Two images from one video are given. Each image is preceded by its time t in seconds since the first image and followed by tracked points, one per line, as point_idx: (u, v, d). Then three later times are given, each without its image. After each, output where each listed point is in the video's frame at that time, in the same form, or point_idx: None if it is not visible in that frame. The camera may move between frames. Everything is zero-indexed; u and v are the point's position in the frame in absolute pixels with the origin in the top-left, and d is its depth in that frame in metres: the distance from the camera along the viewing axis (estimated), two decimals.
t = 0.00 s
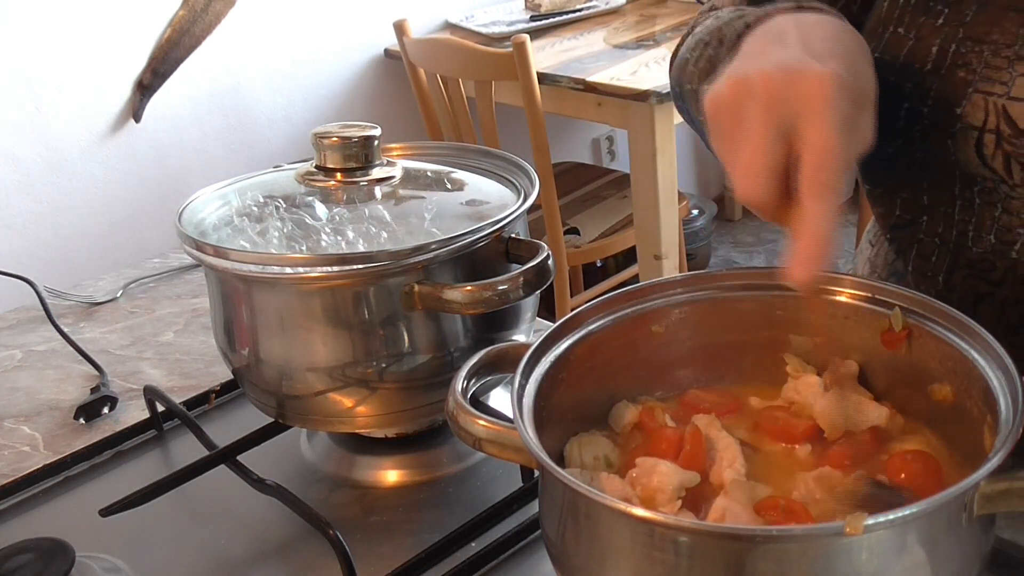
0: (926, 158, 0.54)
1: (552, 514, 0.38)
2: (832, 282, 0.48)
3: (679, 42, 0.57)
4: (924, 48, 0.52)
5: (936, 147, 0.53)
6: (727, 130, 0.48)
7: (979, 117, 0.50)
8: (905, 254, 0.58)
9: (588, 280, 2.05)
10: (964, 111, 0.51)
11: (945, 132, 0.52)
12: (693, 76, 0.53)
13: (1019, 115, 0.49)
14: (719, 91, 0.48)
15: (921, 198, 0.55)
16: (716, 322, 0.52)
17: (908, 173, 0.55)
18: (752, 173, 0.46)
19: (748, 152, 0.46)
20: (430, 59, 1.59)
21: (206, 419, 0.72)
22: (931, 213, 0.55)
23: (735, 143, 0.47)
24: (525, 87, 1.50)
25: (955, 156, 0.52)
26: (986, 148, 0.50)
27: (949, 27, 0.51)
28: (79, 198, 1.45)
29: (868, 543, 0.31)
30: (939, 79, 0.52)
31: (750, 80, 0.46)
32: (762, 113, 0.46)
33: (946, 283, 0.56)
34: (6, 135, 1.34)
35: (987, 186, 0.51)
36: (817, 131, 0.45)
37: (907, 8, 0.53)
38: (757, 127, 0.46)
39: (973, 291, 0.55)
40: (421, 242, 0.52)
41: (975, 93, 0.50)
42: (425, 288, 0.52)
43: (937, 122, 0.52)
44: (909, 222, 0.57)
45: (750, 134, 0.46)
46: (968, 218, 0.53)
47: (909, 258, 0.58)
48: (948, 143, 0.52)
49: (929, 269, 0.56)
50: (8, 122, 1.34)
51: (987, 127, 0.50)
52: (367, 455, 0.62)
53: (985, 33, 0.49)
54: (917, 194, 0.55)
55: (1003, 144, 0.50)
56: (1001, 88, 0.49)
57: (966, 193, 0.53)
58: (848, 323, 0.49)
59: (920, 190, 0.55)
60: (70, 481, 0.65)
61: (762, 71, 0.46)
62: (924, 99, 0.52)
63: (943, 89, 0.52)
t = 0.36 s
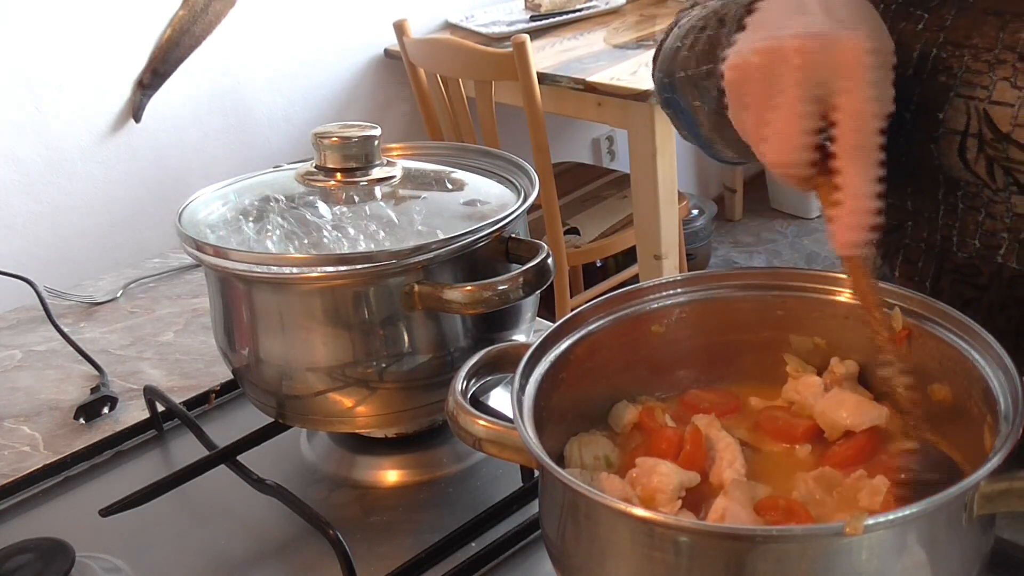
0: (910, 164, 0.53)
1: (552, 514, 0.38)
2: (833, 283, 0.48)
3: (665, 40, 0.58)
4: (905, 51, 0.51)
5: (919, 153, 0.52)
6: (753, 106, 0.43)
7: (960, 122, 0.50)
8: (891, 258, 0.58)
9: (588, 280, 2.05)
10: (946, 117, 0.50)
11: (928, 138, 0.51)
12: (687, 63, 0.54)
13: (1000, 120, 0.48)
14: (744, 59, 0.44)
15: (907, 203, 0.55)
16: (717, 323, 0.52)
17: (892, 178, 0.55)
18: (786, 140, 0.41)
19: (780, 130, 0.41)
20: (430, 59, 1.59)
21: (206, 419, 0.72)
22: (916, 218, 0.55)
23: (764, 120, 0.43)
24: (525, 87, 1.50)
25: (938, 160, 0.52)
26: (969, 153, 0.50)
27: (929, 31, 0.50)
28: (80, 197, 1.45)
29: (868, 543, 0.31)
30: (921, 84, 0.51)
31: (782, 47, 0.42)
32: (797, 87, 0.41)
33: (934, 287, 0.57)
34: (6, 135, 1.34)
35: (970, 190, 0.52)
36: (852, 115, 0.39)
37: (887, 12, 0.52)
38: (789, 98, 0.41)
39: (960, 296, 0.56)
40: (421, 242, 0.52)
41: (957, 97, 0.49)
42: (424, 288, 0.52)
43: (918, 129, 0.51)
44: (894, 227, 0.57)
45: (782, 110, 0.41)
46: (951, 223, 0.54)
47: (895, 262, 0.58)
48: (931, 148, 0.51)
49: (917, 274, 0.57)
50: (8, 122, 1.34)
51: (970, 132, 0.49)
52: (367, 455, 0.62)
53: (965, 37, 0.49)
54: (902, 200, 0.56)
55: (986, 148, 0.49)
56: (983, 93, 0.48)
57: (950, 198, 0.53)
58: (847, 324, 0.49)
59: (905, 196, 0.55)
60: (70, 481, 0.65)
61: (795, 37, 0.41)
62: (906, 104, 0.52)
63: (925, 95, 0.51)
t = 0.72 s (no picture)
0: (883, 169, 0.52)
1: (552, 514, 0.38)
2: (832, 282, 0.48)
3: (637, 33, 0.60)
4: (877, 58, 0.50)
5: (890, 158, 0.51)
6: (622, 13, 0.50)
7: (933, 126, 0.48)
8: (868, 266, 0.57)
9: (588, 280, 2.05)
10: (919, 121, 0.49)
11: (901, 142, 0.50)
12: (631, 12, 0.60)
13: (972, 125, 0.47)
14: None
15: (879, 210, 0.53)
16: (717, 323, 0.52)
17: (864, 184, 0.53)
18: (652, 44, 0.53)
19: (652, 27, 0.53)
20: (430, 59, 1.59)
21: (206, 419, 0.72)
22: (890, 225, 0.53)
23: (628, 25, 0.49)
24: (525, 87, 1.50)
25: (912, 165, 0.50)
26: (942, 159, 0.49)
27: (899, 38, 0.49)
28: (79, 197, 1.45)
29: (868, 544, 0.31)
30: (893, 91, 0.50)
31: None
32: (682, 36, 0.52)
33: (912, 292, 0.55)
34: (6, 135, 1.34)
35: (943, 197, 0.50)
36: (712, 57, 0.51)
37: (861, 18, 0.52)
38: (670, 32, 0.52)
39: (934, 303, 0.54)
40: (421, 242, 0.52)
41: (929, 102, 0.48)
42: (424, 288, 0.52)
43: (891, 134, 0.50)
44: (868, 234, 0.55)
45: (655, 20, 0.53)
46: (925, 230, 0.51)
47: (873, 270, 0.56)
48: (906, 153, 0.50)
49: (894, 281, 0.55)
50: (7, 121, 1.34)
51: (943, 136, 0.48)
52: (367, 455, 0.62)
53: (937, 42, 0.47)
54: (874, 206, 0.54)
55: (959, 153, 0.48)
56: (954, 98, 0.47)
57: (922, 205, 0.51)
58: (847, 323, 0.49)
59: (878, 202, 0.53)
60: (70, 481, 0.65)
61: None
62: (879, 110, 0.51)
63: (897, 102, 0.50)
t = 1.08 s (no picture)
0: (874, 165, 0.54)
1: (552, 514, 0.38)
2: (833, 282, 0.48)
3: (629, 6, 0.62)
4: (878, 50, 0.52)
5: (883, 154, 0.54)
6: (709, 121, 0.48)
7: (933, 126, 0.51)
8: (852, 261, 0.59)
9: (588, 280, 2.05)
10: (918, 119, 0.52)
11: (898, 140, 0.53)
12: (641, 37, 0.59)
13: (973, 127, 0.49)
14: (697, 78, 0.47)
15: (867, 204, 0.56)
16: (716, 323, 0.52)
17: (854, 178, 0.56)
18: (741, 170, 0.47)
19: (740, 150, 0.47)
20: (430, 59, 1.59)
21: (206, 419, 0.72)
22: (875, 221, 0.56)
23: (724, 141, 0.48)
24: (525, 87, 1.50)
25: (905, 164, 0.53)
26: (938, 160, 0.51)
27: (901, 30, 0.51)
28: (79, 197, 1.45)
29: (868, 543, 0.31)
30: (893, 86, 0.52)
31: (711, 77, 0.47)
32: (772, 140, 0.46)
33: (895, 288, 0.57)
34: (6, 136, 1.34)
35: (932, 198, 0.53)
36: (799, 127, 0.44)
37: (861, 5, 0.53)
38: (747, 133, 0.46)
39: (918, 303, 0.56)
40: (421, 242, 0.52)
41: (929, 101, 0.51)
42: (425, 288, 0.52)
43: (890, 132, 0.53)
44: (853, 228, 0.58)
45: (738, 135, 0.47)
46: (913, 229, 0.54)
47: (857, 265, 0.59)
48: (901, 151, 0.53)
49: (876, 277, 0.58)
50: (7, 121, 1.34)
51: (942, 138, 0.51)
52: (367, 455, 0.62)
53: (939, 37, 0.50)
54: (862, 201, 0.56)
55: (955, 155, 0.50)
56: (956, 98, 0.50)
57: (911, 203, 0.54)
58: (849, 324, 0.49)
59: (866, 197, 0.56)
60: (70, 481, 0.65)
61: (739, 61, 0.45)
62: (877, 106, 0.53)
63: (898, 96, 0.52)
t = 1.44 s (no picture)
0: (869, 167, 0.50)
1: (552, 514, 0.38)
2: (832, 282, 0.48)
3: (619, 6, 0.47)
4: (872, 52, 0.48)
5: (879, 156, 0.50)
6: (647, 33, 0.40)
7: (926, 127, 0.47)
8: (848, 262, 0.56)
9: (588, 280, 2.05)
10: (912, 121, 0.47)
11: (892, 140, 0.49)
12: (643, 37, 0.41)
13: (965, 129, 0.45)
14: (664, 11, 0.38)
15: (860, 207, 0.52)
16: (715, 323, 0.52)
17: (848, 178, 0.52)
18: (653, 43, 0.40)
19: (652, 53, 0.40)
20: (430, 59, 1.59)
21: (206, 419, 0.72)
22: (870, 223, 0.52)
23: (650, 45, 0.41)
24: (525, 87, 1.50)
25: (899, 167, 0.49)
26: (931, 161, 0.47)
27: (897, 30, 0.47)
28: (79, 197, 1.45)
29: (868, 543, 0.31)
30: (887, 87, 0.48)
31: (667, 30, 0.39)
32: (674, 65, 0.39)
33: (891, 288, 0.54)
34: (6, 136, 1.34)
35: (924, 201, 0.49)
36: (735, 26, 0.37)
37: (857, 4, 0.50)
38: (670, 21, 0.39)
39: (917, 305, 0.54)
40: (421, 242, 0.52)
41: (922, 102, 0.47)
42: (424, 288, 0.52)
43: (881, 132, 0.49)
44: (848, 230, 0.54)
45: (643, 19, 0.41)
46: (905, 232, 0.51)
47: (853, 266, 0.56)
48: (894, 152, 0.49)
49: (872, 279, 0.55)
50: (7, 122, 1.34)
51: (935, 139, 0.47)
52: (367, 455, 0.62)
53: (934, 40, 0.46)
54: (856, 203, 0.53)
55: (949, 157, 0.46)
56: (949, 99, 0.46)
57: (904, 206, 0.50)
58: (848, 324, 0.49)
59: (860, 199, 0.52)
60: (70, 481, 0.65)
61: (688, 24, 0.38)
62: (872, 105, 0.49)
63: (890, 99, 0.48)
